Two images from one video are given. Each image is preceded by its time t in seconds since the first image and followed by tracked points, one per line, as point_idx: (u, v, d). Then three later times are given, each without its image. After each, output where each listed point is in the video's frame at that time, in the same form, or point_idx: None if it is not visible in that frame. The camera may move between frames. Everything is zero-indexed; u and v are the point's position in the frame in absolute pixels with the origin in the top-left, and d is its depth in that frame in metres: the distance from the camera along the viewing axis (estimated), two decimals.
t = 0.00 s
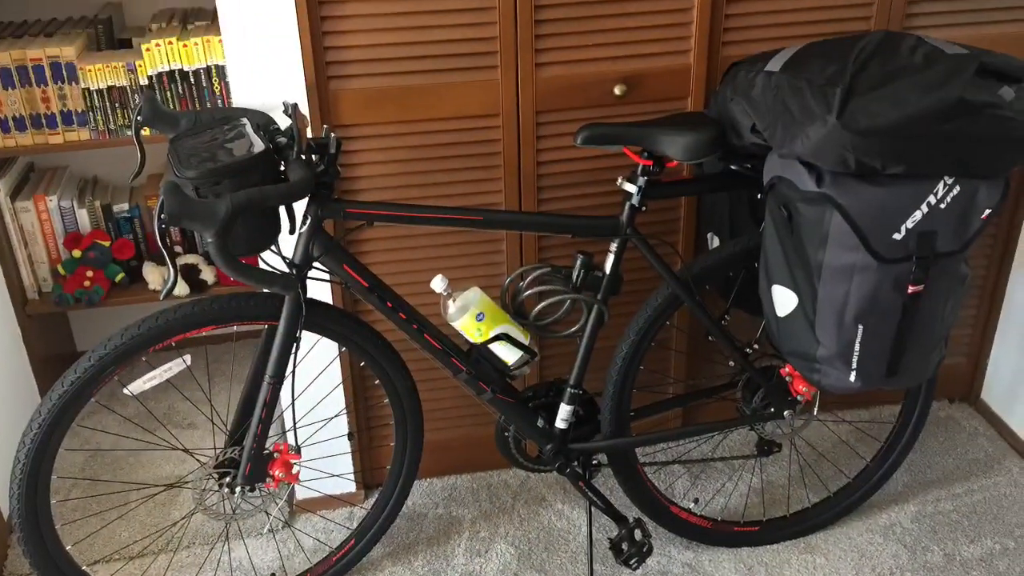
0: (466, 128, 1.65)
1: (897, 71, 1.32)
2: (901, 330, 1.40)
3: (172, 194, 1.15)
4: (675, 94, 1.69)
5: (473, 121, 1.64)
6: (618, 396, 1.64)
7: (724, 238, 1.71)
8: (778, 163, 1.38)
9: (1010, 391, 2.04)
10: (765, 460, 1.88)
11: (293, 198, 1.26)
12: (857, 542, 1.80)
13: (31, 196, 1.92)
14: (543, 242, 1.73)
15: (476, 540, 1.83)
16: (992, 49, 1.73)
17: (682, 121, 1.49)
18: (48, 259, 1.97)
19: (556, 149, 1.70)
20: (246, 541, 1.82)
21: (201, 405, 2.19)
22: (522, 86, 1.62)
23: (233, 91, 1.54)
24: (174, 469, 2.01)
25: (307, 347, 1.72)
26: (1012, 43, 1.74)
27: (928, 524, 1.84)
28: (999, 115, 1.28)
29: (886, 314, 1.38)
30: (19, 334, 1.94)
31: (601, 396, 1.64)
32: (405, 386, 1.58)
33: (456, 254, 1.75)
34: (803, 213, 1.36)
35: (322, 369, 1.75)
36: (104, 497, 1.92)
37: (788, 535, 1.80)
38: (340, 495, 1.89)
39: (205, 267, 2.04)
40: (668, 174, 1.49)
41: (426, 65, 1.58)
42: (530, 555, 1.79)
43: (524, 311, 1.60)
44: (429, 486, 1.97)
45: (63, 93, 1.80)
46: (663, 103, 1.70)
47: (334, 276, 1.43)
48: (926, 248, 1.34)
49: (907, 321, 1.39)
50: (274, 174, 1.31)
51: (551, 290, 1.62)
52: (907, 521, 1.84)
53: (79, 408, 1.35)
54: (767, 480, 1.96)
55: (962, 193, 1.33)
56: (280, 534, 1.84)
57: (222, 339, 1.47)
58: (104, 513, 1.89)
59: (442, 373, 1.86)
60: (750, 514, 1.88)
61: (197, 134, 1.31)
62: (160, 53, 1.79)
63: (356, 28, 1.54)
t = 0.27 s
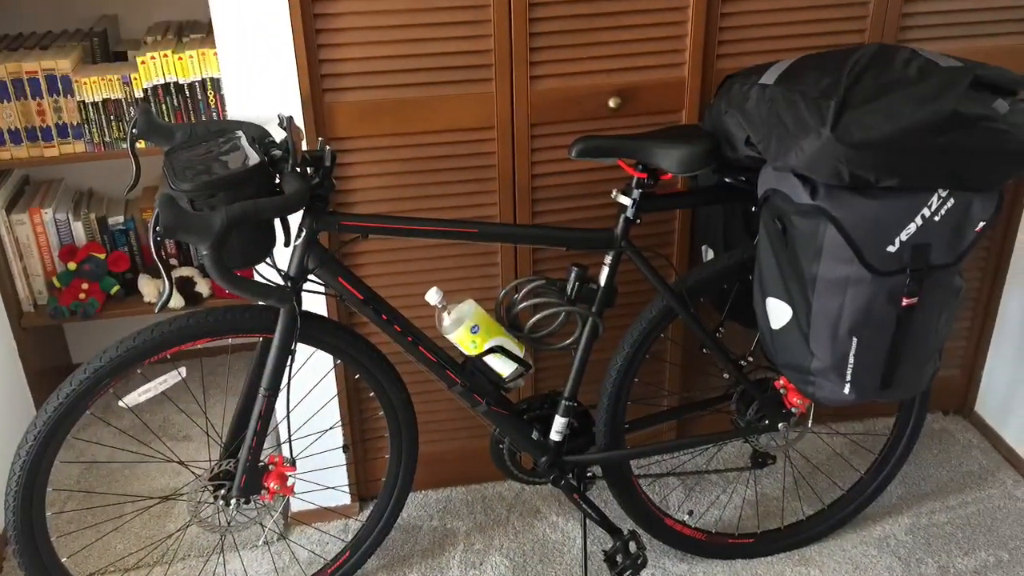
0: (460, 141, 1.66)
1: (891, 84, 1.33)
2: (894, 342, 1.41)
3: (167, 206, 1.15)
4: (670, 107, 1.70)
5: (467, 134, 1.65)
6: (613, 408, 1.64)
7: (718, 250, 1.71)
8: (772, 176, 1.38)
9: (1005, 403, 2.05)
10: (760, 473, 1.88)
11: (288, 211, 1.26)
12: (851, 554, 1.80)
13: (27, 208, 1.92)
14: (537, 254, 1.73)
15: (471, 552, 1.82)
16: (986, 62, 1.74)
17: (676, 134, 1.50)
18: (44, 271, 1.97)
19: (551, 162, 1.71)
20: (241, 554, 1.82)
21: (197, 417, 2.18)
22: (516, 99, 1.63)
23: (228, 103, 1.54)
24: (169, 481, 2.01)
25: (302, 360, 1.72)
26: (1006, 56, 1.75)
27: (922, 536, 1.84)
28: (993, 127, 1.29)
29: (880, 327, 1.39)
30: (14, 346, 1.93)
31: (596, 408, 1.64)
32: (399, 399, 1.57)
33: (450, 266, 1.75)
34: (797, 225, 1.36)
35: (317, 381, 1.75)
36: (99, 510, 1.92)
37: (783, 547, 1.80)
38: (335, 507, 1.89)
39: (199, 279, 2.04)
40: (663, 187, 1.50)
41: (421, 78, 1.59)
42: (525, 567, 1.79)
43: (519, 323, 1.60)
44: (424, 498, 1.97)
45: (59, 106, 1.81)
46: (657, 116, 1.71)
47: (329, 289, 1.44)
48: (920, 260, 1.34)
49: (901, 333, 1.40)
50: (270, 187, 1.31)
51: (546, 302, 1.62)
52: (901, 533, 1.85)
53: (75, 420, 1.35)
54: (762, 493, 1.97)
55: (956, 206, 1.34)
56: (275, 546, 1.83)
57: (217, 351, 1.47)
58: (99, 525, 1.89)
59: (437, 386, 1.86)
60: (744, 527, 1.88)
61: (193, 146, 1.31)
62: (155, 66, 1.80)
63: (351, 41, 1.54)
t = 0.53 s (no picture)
0: (455, 154, 1.66)
1: (885, 96, 1.33)
2: (889, 354, 1.41)
3: (161, 219, 1.15)
4: (664, 119, 1.71)
5: (462, 146, 1.66)
6: (607, 420, 1.64)
7: (713, 263, 1.72)
8: (767, 189, 1.39)
9: (999, 414, 2.06)
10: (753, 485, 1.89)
11: (284, 223, 1.26)
12: (845, 566, 1.80)
13: (22, 221, 1.92)
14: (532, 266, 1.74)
15: (465, 564, 1.82)
16: (979, 74, 1.76)
17: (671, 147, 1.50)
18: (39, 284, 1.96)
19: (545, 174, 1.71)
20: (236, 566, 1.81)
21: (192, 429, 2.18)
22: (511, 111, 1.64)
23: (224, 116, 1.55)
24: (164, 494, 2.00)
25: (297, 372, 1.72)
26: (999, 69, 1.77)
27: (916, 548, 1.84)
28: (986, 141, 1.29)
29: (874, 339, 1.39)
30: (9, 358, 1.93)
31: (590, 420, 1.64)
32: (393, 411, 1.57)
33: (444, 278, 1.75)
34: (792, 238, 1.37)
35: (312, 393, 1.75)
36: (93, 522, 1.91)
37: (777, 559, 1.81)
38: (329, 519, 1.88)
39: (194, 291, 2.04)
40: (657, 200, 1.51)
41: (416, 91, 1.60)
42: None
43: (514, 336, 1.61)
44: (418, 510, 1.96)
45: (54, 118, 1.81)
46: (651, 128, 1.72)
47: (324, 301, 1.44)
48: (914, 273, 1.35)
49: (895, 345, 1.41)
50: (265, 199, 1.31)
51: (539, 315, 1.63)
52: (895, 545, 1.85)
53: (70, 433, 1.34)
54: (756, 505, 1.97)
55: (950, 219, 1.34)
56: (270, 558, 1.83)
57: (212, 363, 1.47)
58: (93, 538, 1.88)
59: (431, 399, 1.86)
60: (738, 539, 1.89)
61: (188, 159, 1.32)
62: (150, 79, 1.80)
63: (346, 54, 1.55)
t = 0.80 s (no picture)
0: (449, 166, 1.67)
1: (879, 109, 1.34)
2: (883, 367, 1.42)
3: (156, 232, 1.15)
4: (659, 132, 1.72)
5: (457, 159, 1.66)
6: (602, 433, 1.65)
7: (707, 276, 1.73)
8: (761, 202, 1.40)
9: (993, 426, 2.06)
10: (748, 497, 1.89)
11: (279, 236, 1.26)
12: None
13: (17, 233, 1.92)
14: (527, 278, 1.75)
15: None
16: (972, 87, 1.77)
17: (666, 159, 1.51)
18: (34, 295, 1.96)
19: (541, 187, 1.72)
20: None
21: (186, 442, 2.17)
22: (505, 124, 1.64)
23: (219, 129, 1.55)
24: (159, 506, 1.99)
25: (292, 385, 1.72)
26: (993, 82, 1.78)
27: (911, 560, 1.84)
28: (980, 154, 1.30)
29: (868, 352, 1.40)
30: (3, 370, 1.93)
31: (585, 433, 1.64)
32: (388, 423, 1.57)
33: (438, 291, 1.75)
34: (786, 251, 1.38)
35: (307, 406, 1.74)
36: (88, 535, 1.90)
37: (772, 571, 1.81)
38: (324, 532, 1.88)
39: (189, 304, 2.04)
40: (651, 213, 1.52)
41: (410, 103, 1.60)
42: None
43: (509, 348, 1.61)
44: (413, 522, 1.96)
45: (49, 131, 1.81)
46: (646, 141, 1.73)
47: (319, 314, 1.44)
48: (908, 285, 1.36)
49: (889, 358, 1.41)
50: (260, 212, 1.31)
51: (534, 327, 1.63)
52: (889, 558, 1.85)
53: (65, 446, 1.33)
54: (750, 517, 1.97)
55: (945, 231, 1.35)
56: (265, 571, 1.82)
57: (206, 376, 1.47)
58: (88, 550, 1.87)
59: (426, 411, 1.86)
60: (733, 551, 1.89)
61: (183, 172, 1.32)
62: (146, 92, 1.80)
63: (340, 67, 1.55)
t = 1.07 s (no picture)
0: (443, 179, 1.67)
1: (874, 122, 1.35)
2: (876, 379, 1.42)
3: (151, 244, 1.15)
4: (653, 145, 1.73)
5: (452, 171, 1.67)
6: (597, 445, 1.65)
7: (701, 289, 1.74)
8: (755, 215, 1.41)
9: (987, 438, 2.07)
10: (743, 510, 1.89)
11: (274, 249, 1.26)
12: None
13: (12, 246, 1.91)
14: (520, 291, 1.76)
15: None
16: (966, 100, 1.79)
17: (661, 172, 1.52)
18: (30, 308, 1.96)
19: (535, 200, 1.73)
20: None
21: (182, 454, 2.17)
22: (500, 137, 1.65)
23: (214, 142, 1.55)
24: (154, 518, 1.99)
25: (287, 398, 1.71)
26: (987, 95, 1.80)
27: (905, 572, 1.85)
28: (974, 168, 1.32)
29: (862, 365, 1.40)
30: None
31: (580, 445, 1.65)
32: (382, 436, 1.56)
33: (432, 304, 1.75)
34: (780, 263, 1.38)
35: (302, 418, 1.74)
36: (84, 548, 1.89)
37: None
38: (319, 544, 1.87)
39: (184, 316, 2.03)
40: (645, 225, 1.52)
41: (403, 116, 1.61)
42: None
43: (503, 361, 1.62)
44: (408, 534, 1.96)
45: (45, 144, 1.81)
46: (640, 153, 1.74)
47: (313, 326, 1.44)
48: (902, 298, 1.37)
49: (883, 370, 1.42)
50: (255, 225, 1.31)
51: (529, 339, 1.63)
52: (884, 570, 1.85)
53: (61, 458, 1.33)
54: (745, 529, 1.97)
55: (939, 244, 1.36)
56: None
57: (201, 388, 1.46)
58: (83, 563, 1.86)
59: (421, 424, 1.86)
60: (727, 563, 1.88)
61: (178, 185, 1.32)
62: (140, 105, 1.80)
63: (334, 80, 1.56)
